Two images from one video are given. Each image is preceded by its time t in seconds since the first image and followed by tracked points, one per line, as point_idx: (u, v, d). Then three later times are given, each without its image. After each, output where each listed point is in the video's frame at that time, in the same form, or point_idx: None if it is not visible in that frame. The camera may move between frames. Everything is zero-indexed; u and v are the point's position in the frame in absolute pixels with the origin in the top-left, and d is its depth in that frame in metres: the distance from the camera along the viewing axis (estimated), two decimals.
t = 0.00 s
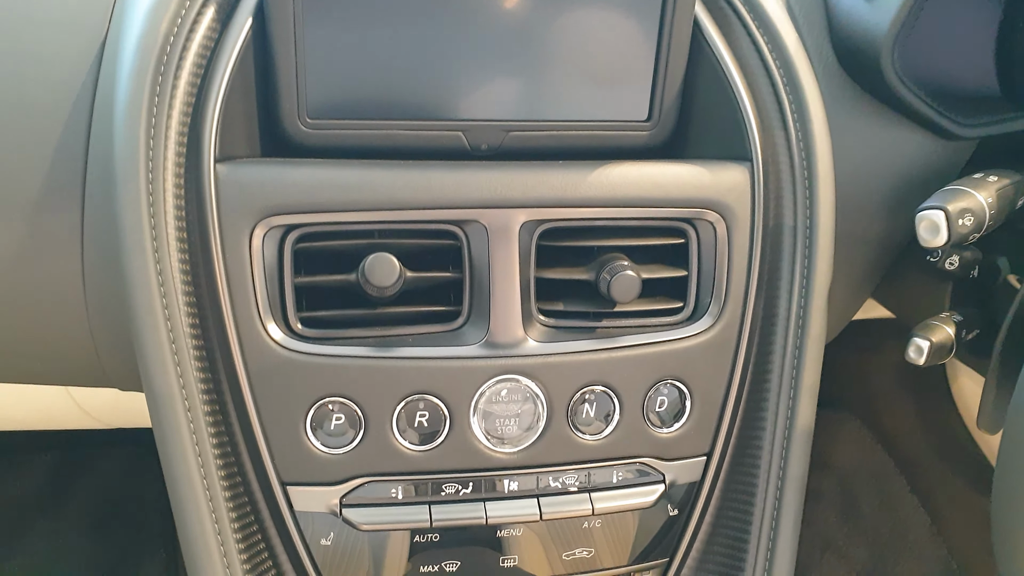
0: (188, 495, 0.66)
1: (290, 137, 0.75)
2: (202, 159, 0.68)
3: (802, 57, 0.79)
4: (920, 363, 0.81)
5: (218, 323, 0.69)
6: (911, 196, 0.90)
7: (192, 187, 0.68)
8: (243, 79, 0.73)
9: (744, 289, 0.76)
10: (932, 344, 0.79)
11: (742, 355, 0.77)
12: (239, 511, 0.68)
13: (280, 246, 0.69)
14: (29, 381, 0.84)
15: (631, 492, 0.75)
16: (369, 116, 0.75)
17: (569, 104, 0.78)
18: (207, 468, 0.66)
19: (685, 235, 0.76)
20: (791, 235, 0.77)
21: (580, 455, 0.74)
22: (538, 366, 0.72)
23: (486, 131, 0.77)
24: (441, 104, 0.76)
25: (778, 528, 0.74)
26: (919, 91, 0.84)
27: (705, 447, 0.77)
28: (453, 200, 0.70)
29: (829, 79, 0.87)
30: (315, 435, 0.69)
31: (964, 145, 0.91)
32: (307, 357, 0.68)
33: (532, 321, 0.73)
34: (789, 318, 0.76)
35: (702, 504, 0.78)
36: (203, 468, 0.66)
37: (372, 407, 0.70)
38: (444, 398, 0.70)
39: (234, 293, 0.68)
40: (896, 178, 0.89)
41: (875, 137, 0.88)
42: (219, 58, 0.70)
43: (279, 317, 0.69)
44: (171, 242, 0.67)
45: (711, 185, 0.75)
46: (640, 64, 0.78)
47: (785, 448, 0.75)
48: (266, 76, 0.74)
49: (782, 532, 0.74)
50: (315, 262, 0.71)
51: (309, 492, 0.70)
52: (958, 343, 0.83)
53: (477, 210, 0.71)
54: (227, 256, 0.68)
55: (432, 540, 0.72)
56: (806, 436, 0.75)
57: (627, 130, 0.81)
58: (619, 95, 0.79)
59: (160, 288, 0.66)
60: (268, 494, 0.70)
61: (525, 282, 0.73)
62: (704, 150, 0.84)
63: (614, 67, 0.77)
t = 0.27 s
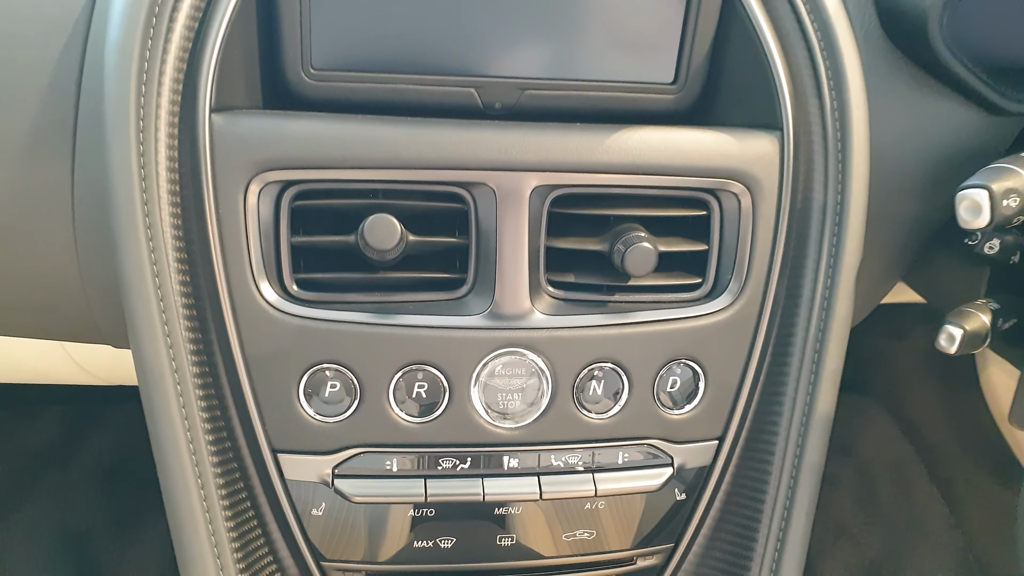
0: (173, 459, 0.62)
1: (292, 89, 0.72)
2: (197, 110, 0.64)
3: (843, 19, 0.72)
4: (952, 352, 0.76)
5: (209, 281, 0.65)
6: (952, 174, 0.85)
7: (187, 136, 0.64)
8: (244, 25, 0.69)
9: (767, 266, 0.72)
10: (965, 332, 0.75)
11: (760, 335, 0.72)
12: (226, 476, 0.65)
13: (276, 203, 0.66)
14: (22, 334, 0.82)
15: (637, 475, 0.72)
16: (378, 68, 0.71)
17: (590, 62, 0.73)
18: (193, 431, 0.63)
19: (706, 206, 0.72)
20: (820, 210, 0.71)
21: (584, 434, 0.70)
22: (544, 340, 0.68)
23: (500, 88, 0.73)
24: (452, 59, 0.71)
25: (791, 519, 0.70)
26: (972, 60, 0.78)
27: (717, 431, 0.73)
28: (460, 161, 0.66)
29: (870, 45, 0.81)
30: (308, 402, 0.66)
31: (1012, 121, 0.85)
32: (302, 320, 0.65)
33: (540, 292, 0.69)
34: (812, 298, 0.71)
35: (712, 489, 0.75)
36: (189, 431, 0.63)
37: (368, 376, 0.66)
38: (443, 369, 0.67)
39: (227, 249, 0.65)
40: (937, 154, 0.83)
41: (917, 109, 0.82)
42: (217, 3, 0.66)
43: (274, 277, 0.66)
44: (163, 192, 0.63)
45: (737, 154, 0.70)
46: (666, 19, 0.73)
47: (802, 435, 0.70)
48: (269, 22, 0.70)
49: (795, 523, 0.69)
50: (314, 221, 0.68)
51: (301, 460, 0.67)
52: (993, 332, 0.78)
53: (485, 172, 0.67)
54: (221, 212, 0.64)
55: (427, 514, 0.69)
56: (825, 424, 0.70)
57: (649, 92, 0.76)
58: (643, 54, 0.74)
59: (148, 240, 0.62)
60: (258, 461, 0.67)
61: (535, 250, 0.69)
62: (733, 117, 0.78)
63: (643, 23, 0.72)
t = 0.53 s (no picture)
0: (157, 449, 0.59)
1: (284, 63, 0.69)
2: (182, 81, 0.61)
3: None
4: (985, 335, 0.71)
5: (196, 262, 0.62)
6: (985, 148, 0.80)
7: (172, 109, 0.61)
8: None
9: (786, 243, 0.68)
10: (998, 313, 0.70)
11: (780, 317, 0.68)
12: (214, 467, 0.62)
13: (266, 179, 0.63)
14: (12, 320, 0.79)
15: (649, 465, 0.68)
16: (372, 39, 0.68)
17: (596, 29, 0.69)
18: (178, 419, 0.59)
19: (722, 180, 0.68)
20: (842, 183, 0.67)
21: (592, 422, 0.66)
22: (549, 322, 0.64)
23: (502, 58, 0.69)
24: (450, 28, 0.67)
25: (813, 513, 0.65)
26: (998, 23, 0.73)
27: (735, 419, 0.69)
28: (457, 133, 0.62)
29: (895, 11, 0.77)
30: (301, 390, 0.63)
31: None
32: (292, 303, 0.62)
33: (545, 272, 0.65)
34: (835, 278, 0.67)
35: (729, 480, 0.71)
36: (173, 420, 0.59)
37: (362, 361, 0.63)
38: (442, 354, 0.63)
39: (213, 228, 0.62)
40: (968, 126, 0.79)
41: (945, 78, 0.77)
42: None
43: (264, 257, 0.63)
44: (145, 167, 0.59)
45: (753, 124, 0.66)
46: None
47: (824, 424, 0.66)
48: None
49: (817, 517, 0.65)
50: (306, 199, 0.65)
51: (293, 449, 0.64)
52: None
53: (485, 145, 0.63)
54: (206, 190, 0.61)
55: (426, 507, 0.65)
56: (849, 412, 0.66)
57: (661, 61, 0.71)
58: (653, 20, 0.69)
59: (129, 217, 0.58)
60: (248, 451, 0.64)
61: (539, 227, 0.65)
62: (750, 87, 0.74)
63: None
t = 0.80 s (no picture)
0: (141, 442, 0.57)
1: (275, 45, 0.67)
2: (169, 62, 0.59)
3: None
4: (1000, 325, 0.69)
5: (182, 248, 0.60)
6: (1000, 134, 0.77)
7: (158, 91, 0.59)
8: None
9: (793, 231, 0.65)
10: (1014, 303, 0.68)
11: (787, 307, 0.66)
12: (202, 461, 0.60)
13: (255, 164, 0.61)
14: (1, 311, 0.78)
15: (651, 460, 0.65)
16: (366, 19, 0.65)
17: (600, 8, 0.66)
18: (163, 410, 0.57)
19: (727, 165, 0.65)
20: (851, 168, 0.64)
21: (592, 415, 0.64)
22: (547, 312, 0.62)
23: (501, 40, 0.67)
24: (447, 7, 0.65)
25: (821, 509, 0.63)
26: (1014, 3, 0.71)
27: (740, 412, 0.67)
28: (451, 116, 0.60)
29: None
30: (292, 381, 0.61)
31: None
32: (281, 291, 0.60)
33: (544, 261, 0.63)
34: (844, 266, 0.64)
35: (735, 475, 0.69)
36: (158, 413, 0.57)
37: (354, 352, 0.61)
38: (436, 345, 0.61)
39: (200, 214, 0.60)
40: (983, 112, 0.76)
41: (959, 61, 0.75)
42: None
43: (252, 244, 0.61)
44: (130, 150, 0.57)
45: (759, 108, 0.64)
46: None
47: (832, 418, 0.64)
48: None
49: (825, 513, 0.63)
50: (297, 185, 0.63)
51: (284, 443, 0.62)
52: None
53: (481, 128, 0.60)
54: (193, 175, 0.59)
55: (420, 503, 0.63)
56: (857, 405, 0.64)
57: (666, 42, 0.69)
58: None
59: (112, 202, 0.56)
60: (237, 445, 0.62)
61: (537, 213, 0.63)
62: (757, 70, 0.71)
63: None
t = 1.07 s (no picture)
0: (128, 422, 0.55)
1: (265, 16, 0.65)
2: (154, 31, 0.57)
3: None
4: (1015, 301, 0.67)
5: (169, 223, 0.58)
6: (1014, 106, 0.75)
7: (143, 62, 0.57)
8: None
9: (799, 204, 0.63)
10: None
11: (793, 282, 0.64)
12: (191, 442, 0.58)
13: (244, 137, 0.59)
14: None
15: (653, 440, 0.64)
16: None
17: None
18: (150, 389, 0.56)
19: (732, 137, 0.63)
20: (860, 139, 0.62)
21: (592, 394, 0.62)
22: (545, 288, 0.60)
23: (499, 9, 0.64)
24: None
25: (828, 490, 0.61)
26: None
27: (746, 392, 0.65)
28: (446, 85, 0.58)
29: None
30: (283, 359, 0.59)
31: None
32: (270, 266, 0.58)
33: (542, 236, 0.61)
34: (853, 240, 0.62)
35: (740, 456, 0.67)
36: (145, 392, 0.55)
37: (346, 329, 0.59)
38: (431, 322, 0.59)
39: (188, 188, 0.58)
40: (996, 83, 0.74)
41: (972, 30, 0.72)
42: None
43: (241, 218, 0.59)
44: (114, 121, 0.55)
45: (765, 76, 0.62)
46: None
47: (840, 396, 0.61)
48: None
49: (833, 494, 0.61)
50: (287, 159, 0.61)
51: (276, 423, 0.60)
52: None
53: (476, 97, 0.58)
54: (180, 148, 0.57)
55: (416, 484, 0.62)
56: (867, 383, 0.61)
57: (668, 11, 0.66)
58: None
59: (96, 174, 0.54)
60: (227, 425, 0.61)
61: (536, 186, 0.60)
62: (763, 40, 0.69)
63: None
